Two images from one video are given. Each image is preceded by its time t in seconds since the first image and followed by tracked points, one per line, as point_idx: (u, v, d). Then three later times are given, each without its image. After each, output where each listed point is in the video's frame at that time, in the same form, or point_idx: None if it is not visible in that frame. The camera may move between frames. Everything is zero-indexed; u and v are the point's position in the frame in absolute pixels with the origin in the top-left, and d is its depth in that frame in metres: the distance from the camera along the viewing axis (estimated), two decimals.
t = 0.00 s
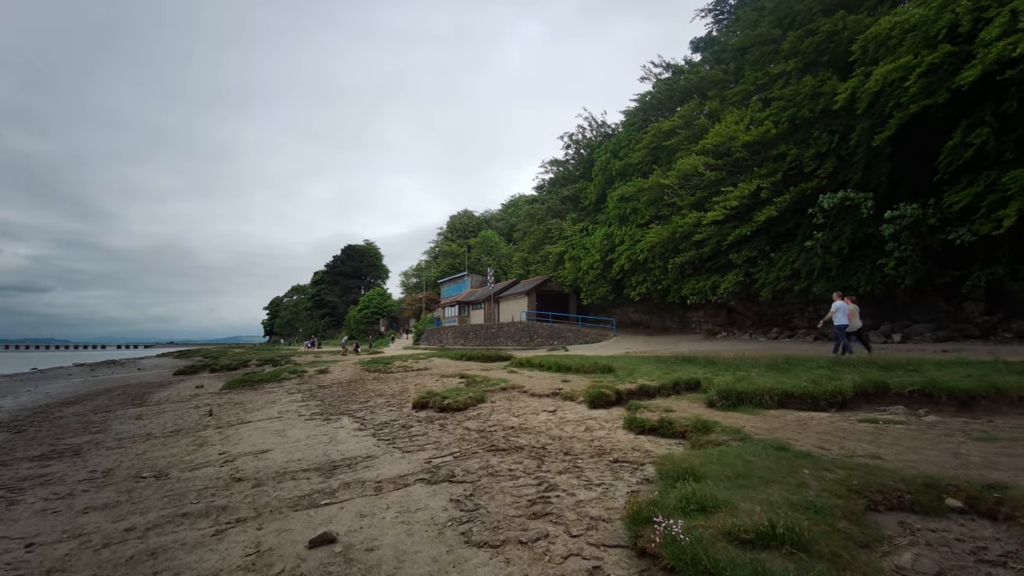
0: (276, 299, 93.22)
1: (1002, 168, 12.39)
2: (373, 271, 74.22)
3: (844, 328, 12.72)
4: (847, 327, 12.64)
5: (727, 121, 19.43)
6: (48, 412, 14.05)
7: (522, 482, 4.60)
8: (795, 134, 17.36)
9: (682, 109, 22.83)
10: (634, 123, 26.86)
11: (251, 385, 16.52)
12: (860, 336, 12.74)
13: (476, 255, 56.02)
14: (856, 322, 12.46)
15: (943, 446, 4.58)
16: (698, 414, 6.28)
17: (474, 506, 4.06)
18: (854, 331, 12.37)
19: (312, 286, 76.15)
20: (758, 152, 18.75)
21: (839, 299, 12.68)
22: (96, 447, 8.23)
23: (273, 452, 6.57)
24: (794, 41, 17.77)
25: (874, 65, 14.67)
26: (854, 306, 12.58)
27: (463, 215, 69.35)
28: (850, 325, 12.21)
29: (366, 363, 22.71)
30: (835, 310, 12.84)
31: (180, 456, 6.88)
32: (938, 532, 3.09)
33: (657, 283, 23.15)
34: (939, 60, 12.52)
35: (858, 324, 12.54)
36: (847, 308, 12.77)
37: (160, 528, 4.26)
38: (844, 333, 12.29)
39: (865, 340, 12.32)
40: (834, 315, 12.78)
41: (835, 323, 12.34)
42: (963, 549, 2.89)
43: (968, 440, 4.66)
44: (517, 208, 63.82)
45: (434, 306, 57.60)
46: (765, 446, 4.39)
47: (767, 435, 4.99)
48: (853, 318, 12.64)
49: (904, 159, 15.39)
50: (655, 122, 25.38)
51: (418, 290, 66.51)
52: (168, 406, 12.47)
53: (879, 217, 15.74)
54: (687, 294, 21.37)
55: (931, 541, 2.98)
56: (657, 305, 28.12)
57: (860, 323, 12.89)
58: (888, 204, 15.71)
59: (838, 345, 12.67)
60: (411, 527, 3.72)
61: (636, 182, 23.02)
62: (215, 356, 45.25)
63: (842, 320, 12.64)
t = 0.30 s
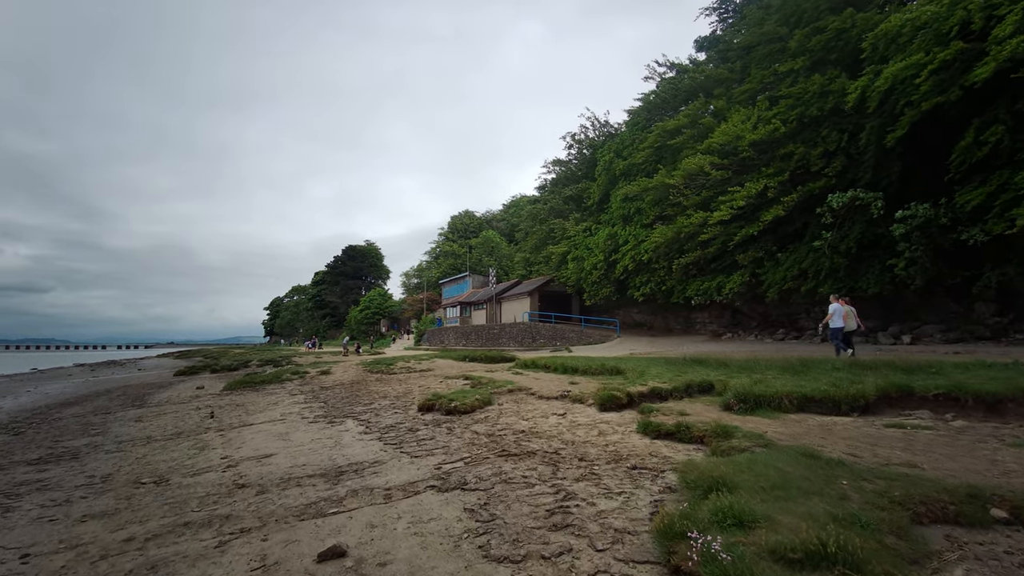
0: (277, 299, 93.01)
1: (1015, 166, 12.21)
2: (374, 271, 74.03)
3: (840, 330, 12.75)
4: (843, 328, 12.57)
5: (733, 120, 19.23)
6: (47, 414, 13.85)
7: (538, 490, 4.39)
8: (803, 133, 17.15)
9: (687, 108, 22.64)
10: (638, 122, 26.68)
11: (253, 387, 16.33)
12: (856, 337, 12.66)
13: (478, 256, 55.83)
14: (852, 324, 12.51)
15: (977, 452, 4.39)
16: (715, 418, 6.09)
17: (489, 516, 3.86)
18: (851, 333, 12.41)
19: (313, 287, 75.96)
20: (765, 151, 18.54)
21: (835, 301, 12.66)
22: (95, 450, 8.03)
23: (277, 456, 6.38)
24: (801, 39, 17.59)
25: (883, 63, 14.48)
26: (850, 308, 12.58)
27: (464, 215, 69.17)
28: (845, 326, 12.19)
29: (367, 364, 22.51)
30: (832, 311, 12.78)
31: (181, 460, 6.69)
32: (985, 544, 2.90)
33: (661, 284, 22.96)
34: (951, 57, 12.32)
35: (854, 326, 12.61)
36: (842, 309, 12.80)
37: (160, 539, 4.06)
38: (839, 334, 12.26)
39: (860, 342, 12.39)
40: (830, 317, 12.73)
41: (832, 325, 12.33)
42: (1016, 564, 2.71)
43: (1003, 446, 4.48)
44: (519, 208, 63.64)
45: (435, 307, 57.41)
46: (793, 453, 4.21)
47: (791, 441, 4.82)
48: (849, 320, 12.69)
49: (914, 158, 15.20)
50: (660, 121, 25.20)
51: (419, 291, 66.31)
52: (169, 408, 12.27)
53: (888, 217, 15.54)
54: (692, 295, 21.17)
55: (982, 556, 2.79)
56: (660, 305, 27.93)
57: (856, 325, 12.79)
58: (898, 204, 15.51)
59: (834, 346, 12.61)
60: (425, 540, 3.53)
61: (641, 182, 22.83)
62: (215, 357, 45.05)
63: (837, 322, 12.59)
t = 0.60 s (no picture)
0: (278, 300, 92.84)
1: None
2: (375, 272, 73.88)
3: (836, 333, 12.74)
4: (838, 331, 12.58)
5: (738, 119, 19.06)
6: (46, 416, 13.67)
7: (552, 500, 4.21)
8: (809, 132, 16.98)
9: (691, 107, 22.48)
10: (641, 122, 26.53)
11: (254, 388, 16.16)
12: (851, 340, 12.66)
13: (479, 257, 55.67)
14: (847, 327, 12.45)
15: (1008, 459, 4.22)
16: (729, 422, 5.92)
17: (502, 528, 3.68)
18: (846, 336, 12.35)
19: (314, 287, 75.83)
20: (770, 150, 18.36)
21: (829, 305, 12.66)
22: (93, 454, 7.86)
23: (279, 462, 6.20)
24: (807, 38, 17.43)
25: (892, 61, 14.31)
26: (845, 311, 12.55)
27: (465, 216, 69.03)
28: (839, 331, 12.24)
29: (368, 365, 22.34)
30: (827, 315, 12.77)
31: (180, 465, 6.52)
32: None
33: (665, 284, 22.79)
34: (961, 55, 12.17)
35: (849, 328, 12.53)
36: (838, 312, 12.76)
37: (157, 550, 3.89)
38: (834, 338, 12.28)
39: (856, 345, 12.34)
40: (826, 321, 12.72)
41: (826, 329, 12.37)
42: None
43: None
44: (520, 209, 63.46)
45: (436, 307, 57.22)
46: (818, 461, 4.04)
47: (813, 448, 4.65)
48: (844, 323, 12.64)
49: (922, 158, 15.03)
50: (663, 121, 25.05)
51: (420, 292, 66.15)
52: (169, 410, 12.10)
53: (897, 217, 15.36)
54: (696, 296, 21.00)
55: None
56: (663, 306, 27.77)
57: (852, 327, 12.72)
58: (906, 203, 15.33)
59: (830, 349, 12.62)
60: (436, 553, 3.35)
61: (644, 182, 22.67)
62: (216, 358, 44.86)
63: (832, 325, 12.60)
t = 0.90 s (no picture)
0: (278, 301, 92.61)
1: None
2: (375, 273, 73.70)
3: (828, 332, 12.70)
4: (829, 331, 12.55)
5: (743, 117, 18.86)
6: (42, 418, 13.47)
7: (564, 506, 4.00)
8: (815, 130, 16.78)
9: (695, 105, 22.29)
10: (643, 121, 26.36)
11: (253, 389, 15.96)
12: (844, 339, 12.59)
13: (479, 257, 55.49)
14: (838, 327, 12.44)
15: None
16: (745, 423, 5.70)
17: (513, 536, 3.47)
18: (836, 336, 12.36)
19: (314, 288, 75.67)
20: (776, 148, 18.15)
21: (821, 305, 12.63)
22: (87, 457, 7.65)
23: (278, 465, 5.99)
24: (813, 34, 17.25)
25: (900, 57, 14.12)
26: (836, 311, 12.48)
27: (466, 216, 68.89)
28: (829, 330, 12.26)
29: (369, 366, 22.16)
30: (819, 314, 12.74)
31: (175, 468, 6.32)
32: None
33: (668, 284, 22.59)
34: (971, 50, 11.98)
35: (841, 329, 12.47)
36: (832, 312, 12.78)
37: (149, 559, 3.69)
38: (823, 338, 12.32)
39: (848, 345, 12.31)
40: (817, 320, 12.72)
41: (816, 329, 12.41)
42: None
43: None
44: (521, 209, 63.31)
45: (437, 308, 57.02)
46: (846, 467, 3.83)
47: (837, 450, 4.45)
48: (837, 323, 12.63)
49: (930, 155, 14.85)
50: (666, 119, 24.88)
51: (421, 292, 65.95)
52: (166, 412, 11.89)
53: (905, 215, 15.16)
54: (700, 295, 20.78)
55: None
56: (665, 306, 27.57)
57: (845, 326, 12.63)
58: (914, 201, 15.14)
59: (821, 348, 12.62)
60: (444, 564, 3.14)
61: (647, 181, 22.48)
62: (216, 358, 44.72)
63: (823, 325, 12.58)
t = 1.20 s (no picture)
0: (277, 302, 92.28)
1: None
2: (375, 274, 73.48)
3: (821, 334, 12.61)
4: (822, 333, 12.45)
5: (747, 115, 18.64)
6: (35, 421, 13.20)
7: (576, 519, 3.75)
8: (821, 128, 16.56)
9: (698, 104, 22.07)
10: (646, 120, 26.15)
11: (251, 391, 15.69)
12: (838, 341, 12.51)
13: (480, 258, 55.27)
14: (830, 329, 12.32)
15: None
16: (760, 430, 5.47)
17: (523, 554, 3.23)
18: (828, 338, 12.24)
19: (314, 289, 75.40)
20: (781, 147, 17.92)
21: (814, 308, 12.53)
22: (78, 463, 7.41)
23: (274, 472, 5.75)
24: (819, 31, 17.04)
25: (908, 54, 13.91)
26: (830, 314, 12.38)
27: (466, 217, 68.70)
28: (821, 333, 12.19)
29: (369, 367, 21.92)
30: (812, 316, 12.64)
31: (167, 475, 6.08)
32: None
33: (670, 285, 22.36)
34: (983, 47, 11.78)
35: (834, 331, 12.33)
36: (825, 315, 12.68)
37: None
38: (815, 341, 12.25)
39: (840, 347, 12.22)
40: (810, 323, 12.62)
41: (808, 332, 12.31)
42: None
43: None
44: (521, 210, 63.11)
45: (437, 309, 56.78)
46: (879, 482, 3.58)
47: (864, 461, 4.22)
48: (830, 325, 12.51)
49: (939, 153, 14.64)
50: (668, 118, 24.67)
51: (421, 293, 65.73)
52: (161, 415, 11.63)
53: (913, 214, 14.93)
54: (703, 296, 20.53)
55: None
56: (668, 307, 27.34)
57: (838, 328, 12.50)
58: (922, 200, 14.92)
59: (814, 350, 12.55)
60: None
61: (649, 180, 22.25)
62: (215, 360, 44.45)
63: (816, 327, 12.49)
